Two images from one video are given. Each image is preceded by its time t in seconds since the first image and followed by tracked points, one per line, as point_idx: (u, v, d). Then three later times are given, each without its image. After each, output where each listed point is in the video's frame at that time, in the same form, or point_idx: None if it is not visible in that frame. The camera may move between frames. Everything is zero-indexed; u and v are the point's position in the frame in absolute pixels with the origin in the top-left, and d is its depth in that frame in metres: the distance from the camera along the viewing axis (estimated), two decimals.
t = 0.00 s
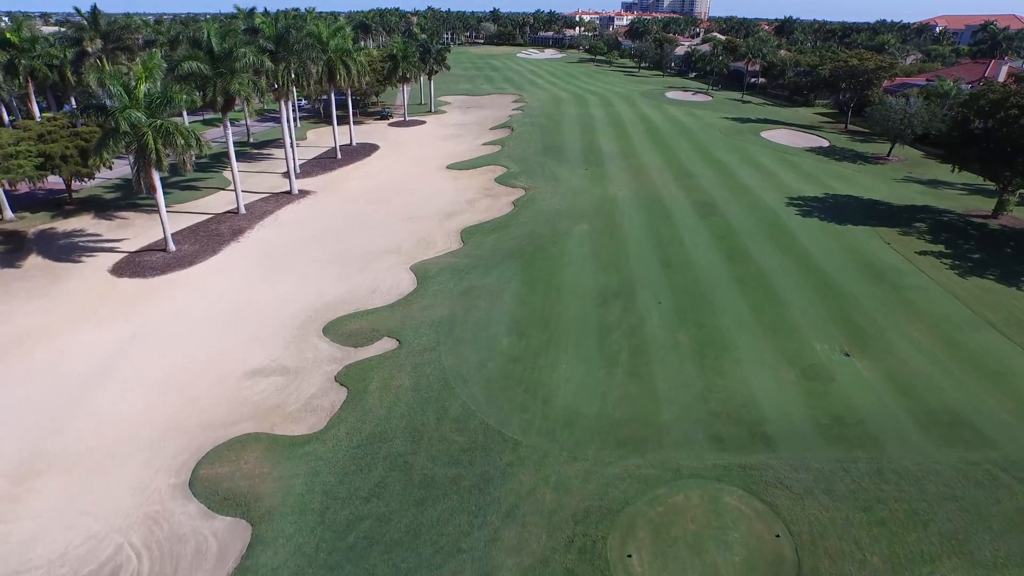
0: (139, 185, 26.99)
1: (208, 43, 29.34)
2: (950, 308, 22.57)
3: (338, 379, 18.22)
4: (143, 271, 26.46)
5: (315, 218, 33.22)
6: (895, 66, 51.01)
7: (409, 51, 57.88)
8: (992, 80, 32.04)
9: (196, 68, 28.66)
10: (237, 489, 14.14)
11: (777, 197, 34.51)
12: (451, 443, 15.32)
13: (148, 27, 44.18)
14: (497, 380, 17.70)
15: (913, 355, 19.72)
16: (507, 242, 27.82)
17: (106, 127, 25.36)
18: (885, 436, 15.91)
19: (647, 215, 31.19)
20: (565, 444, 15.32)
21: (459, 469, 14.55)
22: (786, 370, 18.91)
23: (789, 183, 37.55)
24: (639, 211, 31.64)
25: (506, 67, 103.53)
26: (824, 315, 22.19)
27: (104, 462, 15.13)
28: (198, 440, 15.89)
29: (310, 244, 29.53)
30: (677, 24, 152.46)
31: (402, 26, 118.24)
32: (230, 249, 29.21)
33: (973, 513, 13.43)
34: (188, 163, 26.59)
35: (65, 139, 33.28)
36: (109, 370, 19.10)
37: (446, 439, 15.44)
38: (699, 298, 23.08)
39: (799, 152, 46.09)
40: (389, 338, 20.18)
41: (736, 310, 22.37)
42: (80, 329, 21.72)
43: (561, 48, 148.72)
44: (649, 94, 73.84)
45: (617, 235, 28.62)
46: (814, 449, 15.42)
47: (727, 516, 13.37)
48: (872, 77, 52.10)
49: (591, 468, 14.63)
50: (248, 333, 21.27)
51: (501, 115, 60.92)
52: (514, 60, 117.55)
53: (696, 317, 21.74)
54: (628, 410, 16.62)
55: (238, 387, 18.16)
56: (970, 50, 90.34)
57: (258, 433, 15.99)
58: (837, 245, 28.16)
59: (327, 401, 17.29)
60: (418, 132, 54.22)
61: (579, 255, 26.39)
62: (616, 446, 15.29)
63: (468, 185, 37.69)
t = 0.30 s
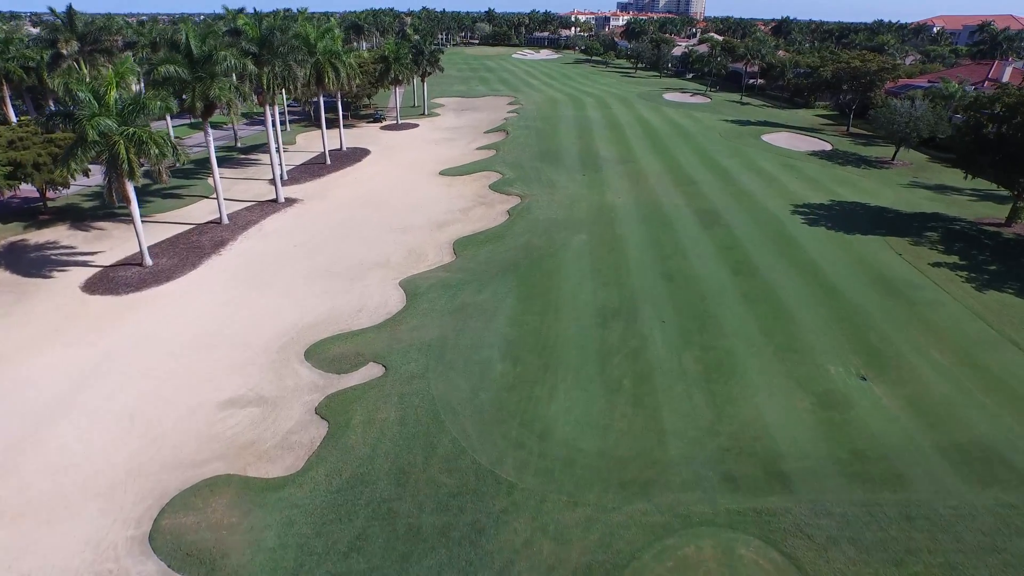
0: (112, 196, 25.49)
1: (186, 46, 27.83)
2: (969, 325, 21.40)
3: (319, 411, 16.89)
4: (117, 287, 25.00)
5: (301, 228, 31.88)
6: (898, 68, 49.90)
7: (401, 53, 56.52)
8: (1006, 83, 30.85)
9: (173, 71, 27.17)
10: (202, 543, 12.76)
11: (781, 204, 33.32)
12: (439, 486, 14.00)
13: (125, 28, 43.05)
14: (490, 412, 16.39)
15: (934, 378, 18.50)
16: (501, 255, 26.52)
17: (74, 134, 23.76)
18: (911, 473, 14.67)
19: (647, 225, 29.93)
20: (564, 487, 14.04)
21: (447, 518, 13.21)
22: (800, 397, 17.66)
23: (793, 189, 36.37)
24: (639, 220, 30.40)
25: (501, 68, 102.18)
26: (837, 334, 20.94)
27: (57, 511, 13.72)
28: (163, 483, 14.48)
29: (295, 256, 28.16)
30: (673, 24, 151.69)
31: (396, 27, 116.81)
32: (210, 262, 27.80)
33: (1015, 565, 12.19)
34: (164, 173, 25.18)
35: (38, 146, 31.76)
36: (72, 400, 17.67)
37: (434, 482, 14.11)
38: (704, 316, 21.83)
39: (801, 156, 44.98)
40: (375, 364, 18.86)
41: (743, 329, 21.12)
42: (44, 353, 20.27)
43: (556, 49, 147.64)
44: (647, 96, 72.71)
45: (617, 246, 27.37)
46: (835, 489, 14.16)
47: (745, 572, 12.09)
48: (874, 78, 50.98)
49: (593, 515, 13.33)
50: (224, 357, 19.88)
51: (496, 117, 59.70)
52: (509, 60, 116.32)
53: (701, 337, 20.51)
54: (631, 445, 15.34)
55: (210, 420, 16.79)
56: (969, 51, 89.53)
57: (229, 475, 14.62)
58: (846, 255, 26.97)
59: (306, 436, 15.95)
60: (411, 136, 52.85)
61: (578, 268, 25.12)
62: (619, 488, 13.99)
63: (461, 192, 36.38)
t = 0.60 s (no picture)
0: (80, 209, 23.93)
1: (161, 48, 26.52)
2: (988, 344, 20.25)
3: (295, 448, 15.54)
4: (86, 305, 23.48)
5: (285, 239, 30.48)
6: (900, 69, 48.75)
7: (391, 55, 55.06)
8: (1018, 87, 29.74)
9: (147, 76, 25.85)
10: None
11: (784, 212, 32.15)
12: (425, 538, 12.67)
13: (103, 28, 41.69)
14: (481, 450, 15.09)
15: (955, 405, 17.32)
16: (495, 269, 25.19)
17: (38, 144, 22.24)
18: (941, 517, 13.46)
19: (647, 235, 28.66)
20: (563, 538, 12.74)
21: None
22: (815, 428, 16.42)
23: (796, 195, 35.18)
24: (638, 230, 29.14)
25: (495, 69, 100.88)
26: (850, 354, 19.71)
27: None
28: (119, 536, 13.08)
29: (277, 270, 26.77)
30: (668, 24, 150.89)
31: (388, 27, 115.34)
32: (188, 277, 26.30)
33: None
34: (137, 186, 23.56)
35: (6, 153, 30.20)
36: (27, 436, 16.21)
37: (419, 534, 12.78)
38: (709, 335, 20.57)
39: (802, 160, 43.89)
40: (358, 394, 17.55)
41: (751, 350, 19.87)
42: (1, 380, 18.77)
43: (551, 49, 146.52)
44: (643, 97, 71.59)
45: (615, 258, 26.12)
46: (860, 538, 12.92)
47: None
48: (876, 80, 49.82)
49: (595, 572, 12.03)
50: (196, 385, 18.44)
51: (489, 120, 58.40)
52: (503, 61, 115.05)
53: (707, 360, 19.25)
54: (636, 488, 14.05)
55: (175, 460, 15.37)
56: (966, 51, 88.80)
57: (193, 527, 13.24)
58: (854, 267, 25.82)
59: (281, 478, 14.59)
60: (402, 140, 51.43)
61: (575, 283, 23.86)
62: (623, 540, 12.70)
63: (453, 200, 35.02)
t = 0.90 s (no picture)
0: (43, 222, 22.43)
1: (132, 51, 24.84)
2: (1009, 363, 19.10)
3: (267, 492, 14.22)
4: (49, 326, 21.96)
5: (267, 250, 29.05)
6: (901, 71, 47.75)
7: (381, 57, 53.64)
8: None
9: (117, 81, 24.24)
10: None
11: (788, 220, 30.99)
12: None
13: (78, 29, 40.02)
14: (471, 494, 13.80)
15: (980, 434, 16.14)
16: (486, 284, 23.90)
17: None
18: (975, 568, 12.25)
19: (646, 246, 27.43)
20: None
21: None
22: (832, 463, 15.20)
23: (798, 201, 34.06)
24: (637, 240, 27.92)
25: (488, 70, 99.59)
26: (864, 376, 18.49)
27: None
28: None
29: (257, 284, 25.34)
30: (663, 24, 150.11)
31: (380, 28, 113.94)
32: (161, 293, 24.77)
33: None
34: (104, 199, 22.23)
35: None
36: None
37: None
38: (714, 357, 19.34)
39: (802, 164, 42.82)
40: (338, 428, 16.27)
41: (759, 373, 18.64)
42: None
43: (545, 49, 145.41)
44: (639, 99, 70.46)
45: (614, 271, 24.86)
46: None
47: None
48: (876, 82, 48.80)
49: None
50: (162, 417, 16.99)
51: (482, 123, 57.09)
52: (497, 61, 113.74)
53: (713, 385, 18.02)
54: (640, 537, 12.77)
55: (134, 507, 13.96)
56: (963, 51, 88.17)
57: None
58: (863, 279, 24.67)
59: (250, 528, 13.24)
60: (392, 144, 50.04)
61: (571, 299, 22.58)
62: None
63: (443, 208, 33.70)
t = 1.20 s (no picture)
0: None
1: (96, 54, 23.29)
2: None
3: (232, 545, 12.85)
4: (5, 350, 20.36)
5: (246, 264, 27.60)
6: (899, 72, 46.86)
7: (368, 58, 52.13)
8: None
9: (80, 86, 22.75)
10: None
11: (789, 228, 29.91)
12: None
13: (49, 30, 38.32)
14: (458, 547, 12.48)
15: (1008, 467, 14.98)
16: (476, 301, 22.57)
17: None
18: None
19: (643, 258, 26.22)
20: None
21: None
22: (851, 502, 13.99)
23: (799, 208, 32.98)
24: (634, 252, 26.71)
25: (479, 71, 98.16)
26: (879, 402, 17.33)
27: None
28: None
29: (232, 303, 23.84)
30: (654, 24, 149.57)
31: (369, 28, 112.30)
32: (130, 311, 23.22)
33: None
34: (64, 214, 20.73)
35: None
36: None
37: None
38: (719, 381, 18.11)
39: (800, 168, 41.84)
40: (314, 468, 14.91)
41: (767, 399, 17.43)
42: None
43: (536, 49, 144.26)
44: (632, 100, 69.45)
45: (610, 286, 23.65)
46: None
47: None
48: (874, 83, 47.87)
49: None
50: (121, 456, 15.53)
51: (472, 126, 55.84)
52: (487, 62, 112.42)
53: (719, 414, 16.79)
54: None
55: (82, 567, 12.53)
56: (956, 51, 87.86)
57: None
58: (870, 292, 23.58)
59: None
60: (379, 148, 48.58)
61: (565, 318, 21.31)
62: None
63: (432, 217, 32.34)
